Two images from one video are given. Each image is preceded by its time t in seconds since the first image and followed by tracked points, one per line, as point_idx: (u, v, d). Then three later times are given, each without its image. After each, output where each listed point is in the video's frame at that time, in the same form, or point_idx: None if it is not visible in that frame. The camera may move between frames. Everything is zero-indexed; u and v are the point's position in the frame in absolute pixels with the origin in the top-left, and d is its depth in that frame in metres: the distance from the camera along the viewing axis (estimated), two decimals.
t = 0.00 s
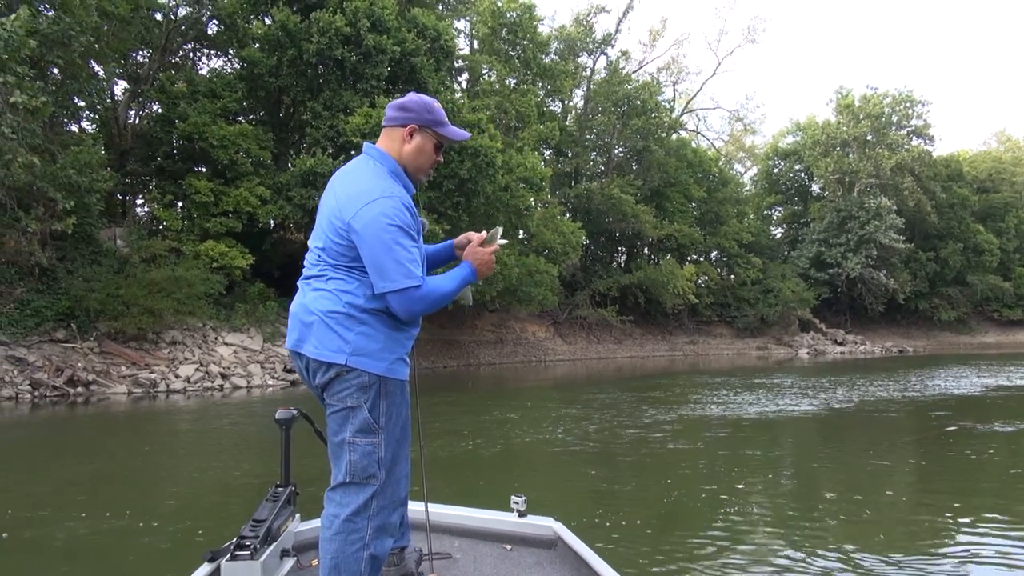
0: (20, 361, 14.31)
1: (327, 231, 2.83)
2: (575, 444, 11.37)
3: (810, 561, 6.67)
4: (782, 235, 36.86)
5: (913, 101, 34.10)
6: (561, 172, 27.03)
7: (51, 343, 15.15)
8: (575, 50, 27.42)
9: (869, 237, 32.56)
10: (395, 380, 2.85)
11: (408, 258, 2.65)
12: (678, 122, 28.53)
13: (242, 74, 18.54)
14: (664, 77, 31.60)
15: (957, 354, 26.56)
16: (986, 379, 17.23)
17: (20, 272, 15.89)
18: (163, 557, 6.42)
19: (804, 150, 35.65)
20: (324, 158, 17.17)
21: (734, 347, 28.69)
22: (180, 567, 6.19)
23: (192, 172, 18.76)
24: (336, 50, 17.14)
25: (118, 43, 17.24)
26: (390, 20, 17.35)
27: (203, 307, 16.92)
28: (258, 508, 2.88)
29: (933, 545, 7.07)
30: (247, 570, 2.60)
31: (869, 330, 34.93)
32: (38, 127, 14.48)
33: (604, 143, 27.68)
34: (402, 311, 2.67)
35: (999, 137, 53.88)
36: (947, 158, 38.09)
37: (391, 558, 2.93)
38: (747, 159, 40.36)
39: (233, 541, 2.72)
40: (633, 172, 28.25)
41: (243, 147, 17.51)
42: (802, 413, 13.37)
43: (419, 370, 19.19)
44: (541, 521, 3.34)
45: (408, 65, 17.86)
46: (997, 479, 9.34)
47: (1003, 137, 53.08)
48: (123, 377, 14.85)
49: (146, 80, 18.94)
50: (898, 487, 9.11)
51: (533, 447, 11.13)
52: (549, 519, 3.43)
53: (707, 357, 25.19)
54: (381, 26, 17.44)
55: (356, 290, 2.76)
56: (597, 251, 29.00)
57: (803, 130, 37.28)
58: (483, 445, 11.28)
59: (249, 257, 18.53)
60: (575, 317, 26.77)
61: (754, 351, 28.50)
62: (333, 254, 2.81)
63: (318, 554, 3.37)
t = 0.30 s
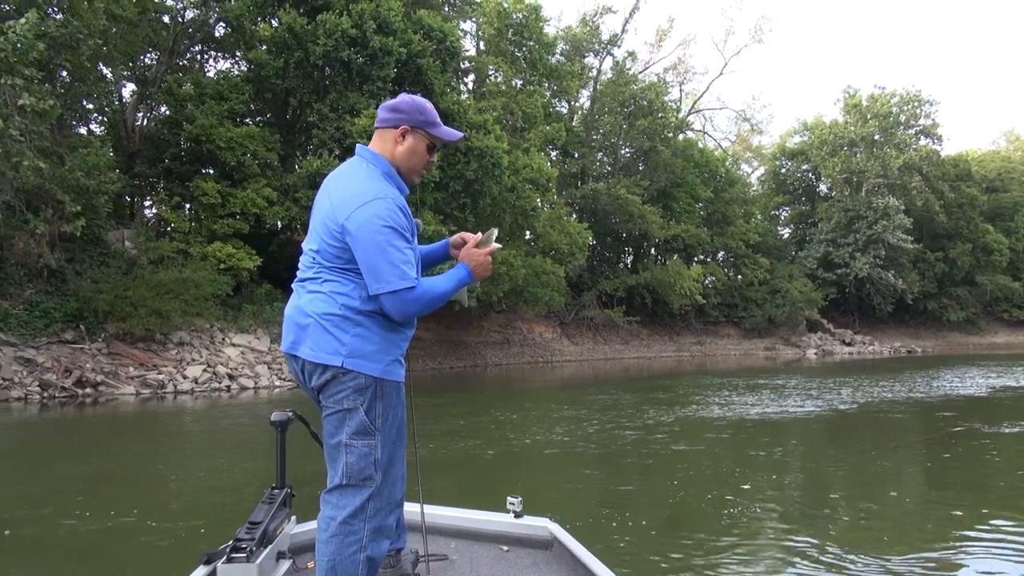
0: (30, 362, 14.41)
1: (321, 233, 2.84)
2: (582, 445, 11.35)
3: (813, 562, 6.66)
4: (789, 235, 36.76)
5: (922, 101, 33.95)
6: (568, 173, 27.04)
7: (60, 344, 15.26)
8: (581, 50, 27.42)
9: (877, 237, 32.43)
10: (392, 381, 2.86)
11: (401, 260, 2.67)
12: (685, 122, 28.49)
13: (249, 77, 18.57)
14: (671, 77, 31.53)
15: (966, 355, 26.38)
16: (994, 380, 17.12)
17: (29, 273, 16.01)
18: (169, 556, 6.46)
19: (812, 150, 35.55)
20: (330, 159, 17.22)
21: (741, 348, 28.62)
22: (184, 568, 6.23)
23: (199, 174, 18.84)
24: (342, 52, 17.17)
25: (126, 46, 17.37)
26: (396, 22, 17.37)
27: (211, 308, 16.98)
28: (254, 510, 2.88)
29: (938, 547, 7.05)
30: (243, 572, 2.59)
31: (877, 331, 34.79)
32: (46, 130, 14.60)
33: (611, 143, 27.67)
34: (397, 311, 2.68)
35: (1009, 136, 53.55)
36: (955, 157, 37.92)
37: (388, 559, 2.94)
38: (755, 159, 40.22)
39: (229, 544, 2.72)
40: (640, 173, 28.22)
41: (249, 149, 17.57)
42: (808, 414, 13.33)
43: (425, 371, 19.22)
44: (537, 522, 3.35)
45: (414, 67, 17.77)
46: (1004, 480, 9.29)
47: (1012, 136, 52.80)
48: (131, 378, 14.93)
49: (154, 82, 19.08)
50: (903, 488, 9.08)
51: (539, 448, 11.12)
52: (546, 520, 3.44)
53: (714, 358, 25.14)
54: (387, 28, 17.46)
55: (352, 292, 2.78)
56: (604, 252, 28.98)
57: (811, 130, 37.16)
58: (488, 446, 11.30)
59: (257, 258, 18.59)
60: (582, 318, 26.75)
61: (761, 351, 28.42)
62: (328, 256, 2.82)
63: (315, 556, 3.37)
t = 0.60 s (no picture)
0: (46, 361, 14.56)
1: (321, 234, 2.87)
2: (593, 446, 11.32)
3: (824, 565, 6.63)
4: (804, 236, 36.56)
5: (938, 101, 33.71)
6: (580, 174, 27.02)
7: (76, 343, 15.41)
8: (594, 52, 27.41)
9: (892, 238, 32.21)
10: (392, 383, 2.87)
11: (399, 260, 2.69)
12: (698, 123, 28.41)
13: (263, 79, 18.60)
14: (684, 78, 31.44)
15: (983, 358, 26.12)
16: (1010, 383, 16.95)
17: (45, 273, 16.19)
18: (179, 555, 6.52)
19: (827, 151, 35.35)
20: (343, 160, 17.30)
21: (755, 350, 28.49)
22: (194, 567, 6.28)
23: (213, 175, 18.95)
24: (355, 53, 17.21)
25: (142, 48, 17.56)
26: (409, 23, 17.40)
27: (224, 308, 17.09)
28: (253, 511, 2.88)
29: (950, 552, 6.99)
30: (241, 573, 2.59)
31: (892, 333, 34.53)
32: (63, 131, 14.77)
33: (624, 145, 27.63)
34: (394, 311, 2.69)
35: None
36: (972, 158, 37.59)
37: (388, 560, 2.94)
38: (769, 160, 39.75)
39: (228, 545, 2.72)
40: (653, 174, 28.12)
41: (263, 150, 17.68)
42: (821, 417, 13.25)
43: (437, 372, 19.25)
44: (535, 523, 3.35)
45: (427, 68, 17.75)
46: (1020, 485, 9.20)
47: None
48: (146, 377, 15.06)
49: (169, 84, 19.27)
50: (915, 491, 9.01)
51: (549, 449, 11.12)
52: (544, 522, 3.44)
53: (728, 360, 25.04)
54: (400, 30, 17.50)
55: (351, 294, 2.80)
56: (616, 253, 28.93)
57: (825, 131, 36.95)
58: (498, 447, 11.30)
59: (270, 259, 18.69)
60: (595, 319, 26.70)
61: (775, 354, 28.30)
62: (327, 257, 2.84)
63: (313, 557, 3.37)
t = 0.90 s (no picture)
0: (69, 358, 14.79)
1: (325, 232, 2.88)
2: (607, 448, 11.31)
3: (838, 569, 6.60)
4: (825, 238, 36.28)
5: (961, 102, 33.34)
6: (598, 175, 27.00)
7: (98, 341, 15.64)
8: (613, 52, 27.37)
9: (914, 240, 31.89)
10: (394, 383, 2.88)
11: (402, 257, 2.70)
12: (717, 124, 28.28)
13: (283, 79, 18.76)
14: (704, 79, 31.30)
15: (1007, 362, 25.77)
16: None
17: (68, 271, 16.44)
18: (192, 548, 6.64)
19: (848, 152, 35.04)
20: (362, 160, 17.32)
21: (773, 352, 28.33)
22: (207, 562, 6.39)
23: (234, 175, 19.10)
24: (374, 55, 17.28)
25: (164, 50, 17.79)
26: (428, 24, 17.47)
27: (244, 307, 17.24)
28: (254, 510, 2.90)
29: (967, 558, 6.93)
30: (241, 571, 2.62)
31: (914, 336, 34.17)
32: (86, 132, 15.00)
33: (642, 146, 27.54)
34: (397, 308, 2.70)
35: None
36: (997, 160, 37.11)
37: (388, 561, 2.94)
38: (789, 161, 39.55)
39: (229, 543, 2.75)
40: (672, 175, 28.00)
41: (283, 150, 17.82)
42: (838, 420, 13.16)
43: (454, 372, 19.30)
44: (537, 525, 3.36)
45: (445, 69, 17.84)
46: None
47: None
48: (166, 375, 15.25)
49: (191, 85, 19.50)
50: (932, 496, 8.93)
51: (565, 451, 11.11)
52: (545, 523, 3.46)
53: (747, 363, 24.90)
54: (418, 31, 17.58)
55: (356, 293, 2.82)
56: (634, 254, 28.85)
57: (847, 132, 36.63)
58: (513, 448, 11.32)
59: (289, 258, 18.83)
60: (612, 320, 26.64)
61: (794, 356, 28.11)
62: (331, 255, 2.85)
63: (314, 557, 3.39)
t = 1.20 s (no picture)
0: (91, 357, 15.00)
1: (327, 232, 2.87)
2: (622, 449, 11.29)
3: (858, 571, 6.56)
4: (846, 238, 35.93)
5: (986, 100, 32.89)
6: (617, 175, 26.93)
7: (120, 340, 15.84)
8: (631, 52, 27.28)
9: (937, 240, 31.52)
10: (396, 382, 2.84)
11: (404, 255, 2.69)
12: (737, 124, 28.10)
13: (302, 81, 18.90)
14: (722, 78, 31.12)
15: None
16: None
17: (91, 272, 16.66)
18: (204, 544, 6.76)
19: (869, 151, 34.69)
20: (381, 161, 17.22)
21: (793, 353, 28.13)
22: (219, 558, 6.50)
23: (253, 176, 19.20)
24: (393, 56, 17.35)
25: (185, 52, 17.98)
26: (446, 25, 17.51)
27: (263, 307, 17.39)
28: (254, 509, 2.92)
29: (987, 563, 6.84)
30: (241, 571, 2.64)
31: (937, 337, 33.76)
32: (108, 134, 15.20)
33: (661, 146, 27.41)
34: (398, 306, 2.69)
35: None
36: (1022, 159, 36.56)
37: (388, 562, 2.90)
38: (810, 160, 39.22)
39: (229, 542, 2.77)
40: (691, 175, 27.86)
41: (302, 151, 17.92)
42: (856, 422, 13.03)
43: (471, 372, 19.32)
44: (536, 525, 3.38)
45: (463, 70, 17.90)
46: None
47: None
48: (187, 374, 15.42)
49: (212, 87, 19.72)
50: (953, 499, 8.84)
51: (580, 452, 11.08)
52: (545, 524, 3.48)
53: (766, 363, 24.74)
54: (436, 32, 17.63)
55: (357, 292, 2.79)
56: (653, 254, 28.74)
57: (869, 130, 36.27)
58: (528, 449, 11.33)
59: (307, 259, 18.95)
60: (630, 321, 26.56)
61: (814, 357, 27.90)
62: (333, 255, 2.83)
63: (314, 557, 3.42)
